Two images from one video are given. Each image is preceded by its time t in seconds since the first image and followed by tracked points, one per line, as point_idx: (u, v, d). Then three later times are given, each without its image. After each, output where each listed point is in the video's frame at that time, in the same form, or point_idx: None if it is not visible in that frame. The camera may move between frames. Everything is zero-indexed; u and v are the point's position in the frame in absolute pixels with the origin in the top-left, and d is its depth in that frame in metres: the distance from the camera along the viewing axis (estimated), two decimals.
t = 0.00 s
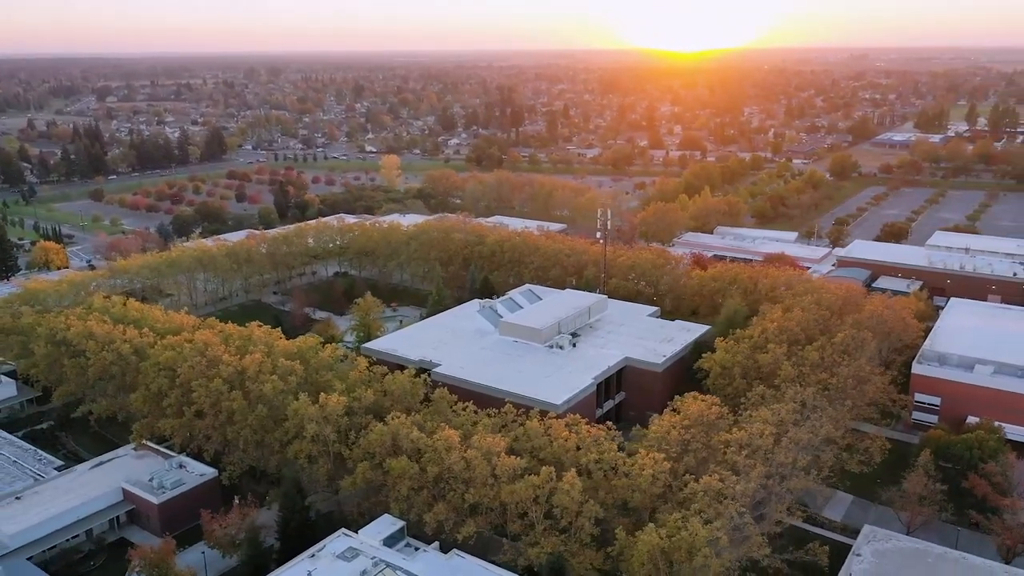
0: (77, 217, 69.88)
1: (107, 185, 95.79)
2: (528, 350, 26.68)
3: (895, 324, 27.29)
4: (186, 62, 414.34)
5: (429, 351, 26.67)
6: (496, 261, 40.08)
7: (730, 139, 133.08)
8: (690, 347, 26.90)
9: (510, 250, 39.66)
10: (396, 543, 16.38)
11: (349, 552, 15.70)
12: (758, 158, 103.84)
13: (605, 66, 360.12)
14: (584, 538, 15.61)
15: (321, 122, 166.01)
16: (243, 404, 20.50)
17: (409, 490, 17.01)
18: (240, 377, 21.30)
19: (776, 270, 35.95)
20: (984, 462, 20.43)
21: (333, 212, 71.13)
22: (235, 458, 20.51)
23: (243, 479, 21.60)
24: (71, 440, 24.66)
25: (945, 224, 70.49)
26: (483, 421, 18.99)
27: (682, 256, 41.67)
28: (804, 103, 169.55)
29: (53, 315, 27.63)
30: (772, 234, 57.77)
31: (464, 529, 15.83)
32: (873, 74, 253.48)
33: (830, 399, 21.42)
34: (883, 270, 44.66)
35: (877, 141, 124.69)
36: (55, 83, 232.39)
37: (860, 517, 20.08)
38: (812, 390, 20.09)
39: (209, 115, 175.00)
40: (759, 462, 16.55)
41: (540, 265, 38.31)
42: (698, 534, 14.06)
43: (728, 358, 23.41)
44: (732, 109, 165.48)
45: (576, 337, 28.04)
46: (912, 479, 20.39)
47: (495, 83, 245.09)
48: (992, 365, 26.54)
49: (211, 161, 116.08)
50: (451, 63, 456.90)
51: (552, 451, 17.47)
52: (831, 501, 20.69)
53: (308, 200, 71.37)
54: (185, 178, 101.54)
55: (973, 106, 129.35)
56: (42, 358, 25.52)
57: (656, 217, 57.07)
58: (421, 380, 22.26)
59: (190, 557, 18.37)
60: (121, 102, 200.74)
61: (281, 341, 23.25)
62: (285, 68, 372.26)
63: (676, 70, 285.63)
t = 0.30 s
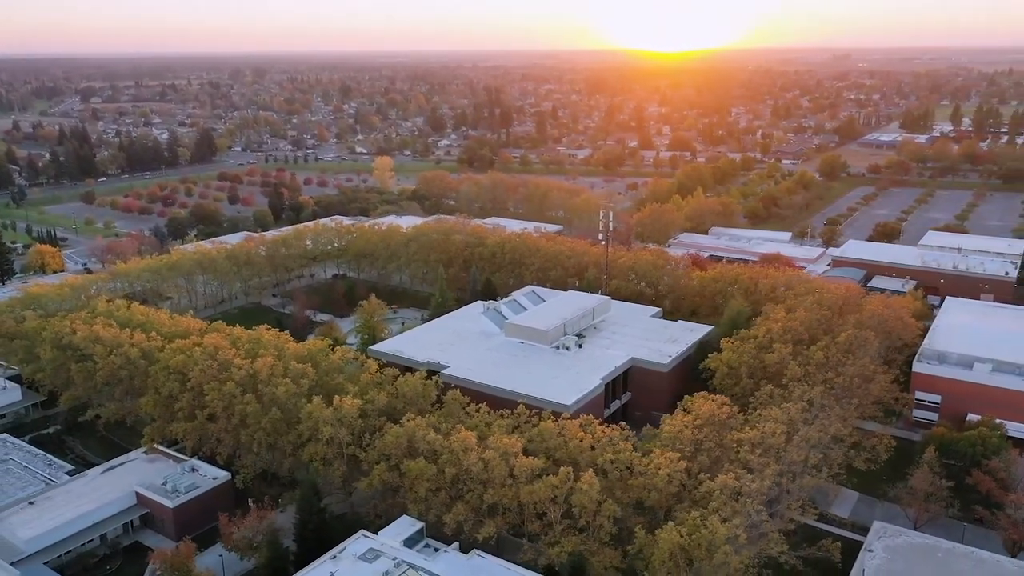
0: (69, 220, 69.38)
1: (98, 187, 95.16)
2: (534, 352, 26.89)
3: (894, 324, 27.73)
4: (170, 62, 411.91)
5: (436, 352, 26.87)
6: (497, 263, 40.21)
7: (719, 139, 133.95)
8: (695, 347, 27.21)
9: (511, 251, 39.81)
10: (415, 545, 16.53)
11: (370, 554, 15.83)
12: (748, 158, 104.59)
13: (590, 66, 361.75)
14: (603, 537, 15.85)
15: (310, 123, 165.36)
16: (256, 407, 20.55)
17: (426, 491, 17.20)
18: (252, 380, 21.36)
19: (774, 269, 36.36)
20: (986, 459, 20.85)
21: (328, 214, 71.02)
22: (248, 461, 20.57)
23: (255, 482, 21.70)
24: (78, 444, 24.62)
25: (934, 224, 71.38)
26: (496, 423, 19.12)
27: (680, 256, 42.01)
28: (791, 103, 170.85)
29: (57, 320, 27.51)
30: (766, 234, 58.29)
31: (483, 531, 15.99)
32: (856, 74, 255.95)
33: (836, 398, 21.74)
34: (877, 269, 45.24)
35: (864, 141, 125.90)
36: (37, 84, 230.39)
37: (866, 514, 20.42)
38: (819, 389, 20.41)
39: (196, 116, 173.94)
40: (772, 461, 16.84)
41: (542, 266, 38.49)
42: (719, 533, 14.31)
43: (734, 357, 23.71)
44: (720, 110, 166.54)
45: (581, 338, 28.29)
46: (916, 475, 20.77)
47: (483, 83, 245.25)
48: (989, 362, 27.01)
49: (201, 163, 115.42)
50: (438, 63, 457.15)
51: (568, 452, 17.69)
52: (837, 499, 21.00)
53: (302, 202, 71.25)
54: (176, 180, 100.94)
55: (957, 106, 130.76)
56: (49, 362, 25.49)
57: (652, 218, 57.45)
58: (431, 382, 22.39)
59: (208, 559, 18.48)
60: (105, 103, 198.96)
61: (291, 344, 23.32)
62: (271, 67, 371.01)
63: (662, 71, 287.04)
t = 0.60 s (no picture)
0: (60, 223, 68.80)
1: (88, 189, 94.45)
2: (540, 353, 27.08)
3: (894, 323, 28.12)
4: (153, 61, 408.53)
5: (443, 354, 27.01)
6: (498, 264, 40.38)
7: (709, 140, 134.73)
8: (699, 347, 27.51)
9: (511, 253, 39.98)
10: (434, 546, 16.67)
11: (390, 555, 15.95)
12: (738, 158, 105.29)
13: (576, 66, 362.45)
14: (622, 536, 16.07)
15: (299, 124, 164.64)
16: (270, 410, 20.63)
17: (444, 493, 17.36)
18: (264, 383, 21.42)
19: (772, 270, 36.76)
20: (989, 456, 21.22)
21: (322, 216, 70.92)
22: (261, 464, 20.62)
23: (267, 485, 21.76)
24: (86, 449, 24.58)
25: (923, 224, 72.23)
26: (509, 425, 19.27)
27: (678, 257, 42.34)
28: (778, 104, 172.09)
29: (63, 324, 27.42)
30: (760, 235, 58.78)
31: (503, 531, 16.17)
32: (840, 75, 257.48)
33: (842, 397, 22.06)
34: (872, 269, 45.78)
35: (852, 142, 127.05)
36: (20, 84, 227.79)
37: (872, 511, 20.76)
38: (826, 389, 20.71)
39: (184, 117, 172.63)
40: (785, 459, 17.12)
41: (544, 267, 38.68)
42: (737, 530, 14.56)
43: (740, 357, 24.03)
44: (709, 110, 167.43)
45: (587, 339, 28.51)
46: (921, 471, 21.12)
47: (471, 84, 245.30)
48: (987, 361, 27.47)
49: (190, 164, 114.63)
50: (426, 63, 456.88)
51: (582, 452, 17.90)
52: (844, 496, 21.32)
53: (296, 204, 71.04)
54: (166, 182, 100.24)
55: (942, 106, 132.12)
56: (55, 367, 25.42)
57: (648, 219, 57.79)
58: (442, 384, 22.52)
59: (225, 563, 18.57)
60: (90, 104, 197.10)
61: (301, 348, 23.39)
62: (257, 68, 369.37)
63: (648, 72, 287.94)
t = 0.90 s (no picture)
0: (51, 226, 68.21)
1: (76, 192, 93.51)
2: (547, 354, 27.31)
3: (894, 322, 28.58)
4: (134, 61, 404.80)
5: (451, 356, 27.18)
6: (498, 265, 40.60)
7: (697, 141, 135.61)
8: (704, 347, 27.88)
9: (512, 255, 40.22)
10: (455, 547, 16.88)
11: (414, 556, 16.13)
12: (728, 159, 106.07)
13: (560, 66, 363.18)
14: (642, 534, 16.36)
15: (287, 125, 163.82)
16: (286, 413, 20.73)
17: (464, 494, 17.55)
18: (278, 387, 21.52)
19: (770, 270, 37.20)
20: (991, 453, 21.67)
21: (316, 218, 70.77)
22: (276, 467, 20.70)
23: (282, 488, 21.89)
24: (95, 454, 24.52)
25: (911, 224, 73.16)
26: (524, 426, 19.48)
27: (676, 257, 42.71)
28: (764, 104, 173.40)
29: (68, 329, 27.29)
30: (753, 235, 59.31)
31: (525, 531, 16.39)
32: (822, 75, 259.67)
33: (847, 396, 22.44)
34: (866, 268, 46.39)
35: (838, 142, 128.32)
36: None
37: (879, 507, 21.18)
38: (833, 388, 21.06)
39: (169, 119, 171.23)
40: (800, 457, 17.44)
41: (545, 269, 38.95)
42: (757, 527, 14.87)
43: (747, 357, 24.44)
44: (695, 111, 168.43)
45: (592, 340, 28.78)
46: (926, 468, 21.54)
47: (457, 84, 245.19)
48: (984, 359, 27.99)
49: (178, 166, 113.73)
50: (410, 63, 455.54)
51: (600, 452, 18.15)
52: (850, 493, 21.75)
53: (289, 206, 70.84)
54: (155, 184, 99.44)
55: (925, 107, 133.88)
56: (63, 372, 25.33)
57: (643, 220, 58.12)
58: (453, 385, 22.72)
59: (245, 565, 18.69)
60: (72, 106, 194.98)
61: (312, 351, 23.50)
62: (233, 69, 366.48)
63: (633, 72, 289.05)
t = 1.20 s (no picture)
0: (43, 229, 67.62)
1: (66, 195, 92.61)
2: (553, 355, 27.54)
3: (894, 322, 28.98)
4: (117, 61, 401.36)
5: (458, 358, 27.35)
6: (498, 267, 40.80)
7: (687, 141, 136.40)
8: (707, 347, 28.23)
9: (512, 256, 40.43)
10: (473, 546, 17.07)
11: (433, 556, 16.30)
12: (718, 159, 106.74)
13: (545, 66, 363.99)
14: (659, 533, 16.62)
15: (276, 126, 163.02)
16: (299, 415, 20.85)
17: (481, 495, 17.74)
18: (290, 389, 21.63)
19: (768, 270, 37.58)
20: (992, 450, 22.10)
21: (310, 220, 70.62)
22: (289, 470, 20.77)
23: (295, 491, 22.00)
24: (103, 458, 24.50)
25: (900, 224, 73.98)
26: (538, 426, 19.69)
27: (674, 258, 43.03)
28: (751, 105, 174.58)
29: (73, 333, 27.24)
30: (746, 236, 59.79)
31: (543, 531, 16.60)
32: (805, 75, 261.77)
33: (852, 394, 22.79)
34: (860, 268, 46.95)
35: (825, 143, 129.41)
36: None
37: (884, 503, 21.56)
38: (839, 387, 21.40)
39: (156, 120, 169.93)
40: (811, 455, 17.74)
41: (545, 270, 39.18)
42: (772, 523, 15.16)
43: (752, 357, 24.82)
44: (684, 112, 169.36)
45: (597, 341, 29.03)
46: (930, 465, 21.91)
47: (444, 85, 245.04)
48: (981, 357, 28.43)
49: (168, 168, 112.89)
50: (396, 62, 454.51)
51: (614, 452, 18.38)
52: (856, 490, 22.12)
53: (283, 207, 70.61)
54: (145, 187, 98.67)
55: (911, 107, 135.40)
56: (70, 376, 25.29)
57: (639, 221, 58.46)
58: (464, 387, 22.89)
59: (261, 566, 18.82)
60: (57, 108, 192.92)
61: (322, 354, 23.63)
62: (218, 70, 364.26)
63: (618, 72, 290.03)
